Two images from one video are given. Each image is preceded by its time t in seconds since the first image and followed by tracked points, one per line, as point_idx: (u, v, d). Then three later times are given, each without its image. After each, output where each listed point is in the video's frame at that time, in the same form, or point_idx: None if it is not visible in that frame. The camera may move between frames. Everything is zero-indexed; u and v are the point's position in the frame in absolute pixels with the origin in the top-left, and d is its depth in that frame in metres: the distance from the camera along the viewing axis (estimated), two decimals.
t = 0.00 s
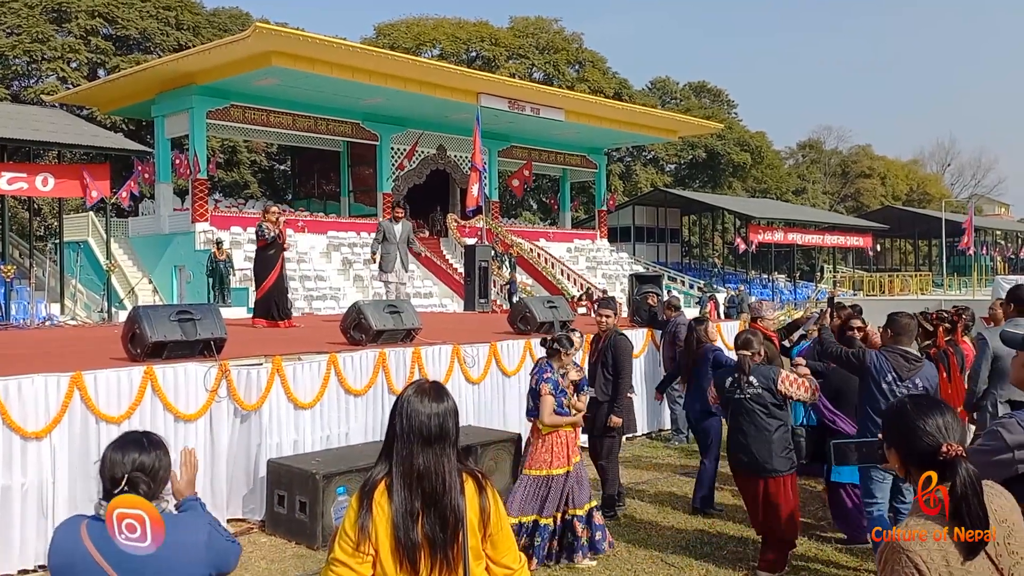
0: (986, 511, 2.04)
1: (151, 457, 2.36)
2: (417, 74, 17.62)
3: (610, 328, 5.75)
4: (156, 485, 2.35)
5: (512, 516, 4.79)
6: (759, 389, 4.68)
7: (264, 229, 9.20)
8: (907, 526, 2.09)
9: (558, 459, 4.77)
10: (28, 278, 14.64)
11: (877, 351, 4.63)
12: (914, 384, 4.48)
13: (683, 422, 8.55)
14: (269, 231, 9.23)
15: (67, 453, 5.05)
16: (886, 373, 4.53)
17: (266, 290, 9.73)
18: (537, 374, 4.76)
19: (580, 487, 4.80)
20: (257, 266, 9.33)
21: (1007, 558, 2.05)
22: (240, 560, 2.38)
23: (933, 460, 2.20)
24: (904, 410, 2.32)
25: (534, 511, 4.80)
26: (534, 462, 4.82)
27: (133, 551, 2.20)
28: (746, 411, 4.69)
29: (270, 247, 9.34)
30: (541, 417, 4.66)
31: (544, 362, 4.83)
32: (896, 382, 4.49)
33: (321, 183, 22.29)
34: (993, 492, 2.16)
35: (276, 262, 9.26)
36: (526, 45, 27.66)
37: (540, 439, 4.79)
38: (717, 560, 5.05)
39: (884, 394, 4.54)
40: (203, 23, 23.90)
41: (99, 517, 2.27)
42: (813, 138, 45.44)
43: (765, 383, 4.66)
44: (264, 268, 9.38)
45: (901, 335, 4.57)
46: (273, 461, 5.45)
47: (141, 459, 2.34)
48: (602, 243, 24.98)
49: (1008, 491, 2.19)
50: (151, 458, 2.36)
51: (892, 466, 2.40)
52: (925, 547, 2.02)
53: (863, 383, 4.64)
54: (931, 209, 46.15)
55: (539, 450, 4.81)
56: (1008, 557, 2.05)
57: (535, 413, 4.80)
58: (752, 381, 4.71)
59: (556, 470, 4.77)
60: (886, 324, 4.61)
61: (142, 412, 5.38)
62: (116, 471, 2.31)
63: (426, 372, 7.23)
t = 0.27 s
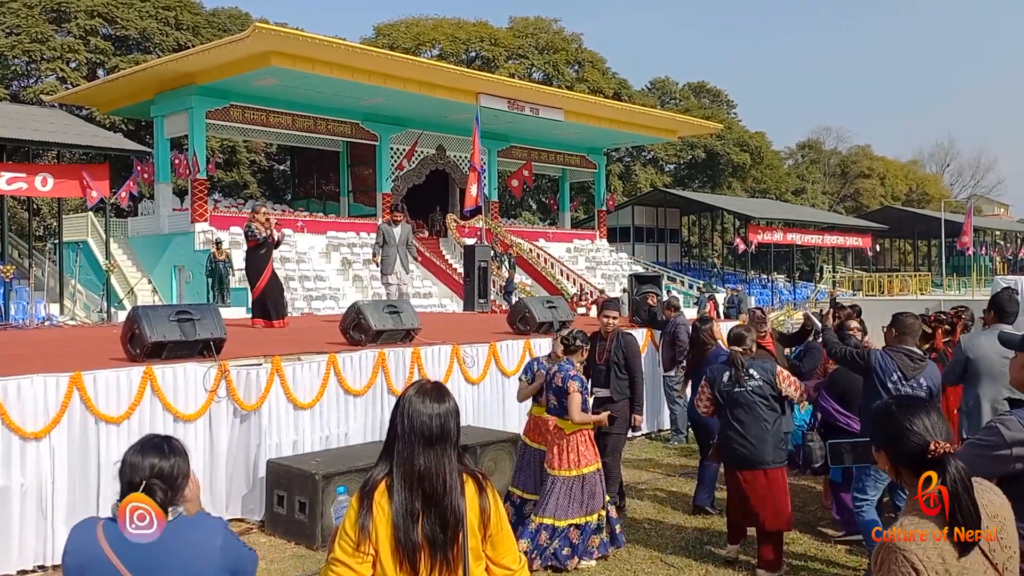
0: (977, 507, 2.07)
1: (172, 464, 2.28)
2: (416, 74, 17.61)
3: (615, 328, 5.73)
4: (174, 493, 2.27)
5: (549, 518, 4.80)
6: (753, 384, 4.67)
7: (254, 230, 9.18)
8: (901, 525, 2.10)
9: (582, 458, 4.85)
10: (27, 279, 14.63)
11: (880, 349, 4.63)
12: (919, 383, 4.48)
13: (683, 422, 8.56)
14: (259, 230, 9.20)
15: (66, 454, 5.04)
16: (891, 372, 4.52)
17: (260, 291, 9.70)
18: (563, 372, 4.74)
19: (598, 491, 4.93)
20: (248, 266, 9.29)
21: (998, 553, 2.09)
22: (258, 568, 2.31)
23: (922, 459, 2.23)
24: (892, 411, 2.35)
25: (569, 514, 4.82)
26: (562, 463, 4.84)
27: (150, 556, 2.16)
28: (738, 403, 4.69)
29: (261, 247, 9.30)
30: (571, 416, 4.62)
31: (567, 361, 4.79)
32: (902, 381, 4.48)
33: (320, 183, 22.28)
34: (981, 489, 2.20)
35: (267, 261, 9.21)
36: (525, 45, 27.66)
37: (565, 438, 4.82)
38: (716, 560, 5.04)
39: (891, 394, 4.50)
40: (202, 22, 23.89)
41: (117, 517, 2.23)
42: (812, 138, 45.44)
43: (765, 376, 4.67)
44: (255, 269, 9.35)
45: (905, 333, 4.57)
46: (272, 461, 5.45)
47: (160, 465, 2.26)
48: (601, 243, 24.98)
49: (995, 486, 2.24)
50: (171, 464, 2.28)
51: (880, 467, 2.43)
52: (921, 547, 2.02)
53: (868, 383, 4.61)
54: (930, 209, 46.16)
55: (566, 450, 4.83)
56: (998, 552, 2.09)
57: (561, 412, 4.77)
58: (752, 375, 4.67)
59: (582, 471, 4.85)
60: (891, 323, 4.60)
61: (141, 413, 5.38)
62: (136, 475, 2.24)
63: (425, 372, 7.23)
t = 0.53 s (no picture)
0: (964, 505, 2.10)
1: (186, 462, 2.35)
2: (415, 75, 17.62)
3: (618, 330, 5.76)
4: (189, 492, 2.34)
5: (599, 519, 4.74)
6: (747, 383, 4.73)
7: (249, 229, 9.19)
8: (892, 522, 2.13)
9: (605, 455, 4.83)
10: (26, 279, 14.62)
11: (881, 348, 4.62)
12: (919, 383, 4.49)
13: (681, 422, 8.57)
14: (254, 229, 9.20)
15: (65, 454, 5.04)
16: (892, 371, 4.51)
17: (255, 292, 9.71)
18: (586, 372, 4.68)
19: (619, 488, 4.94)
20: (243, 266, 9.29)
21: (985, 550, 2.12)
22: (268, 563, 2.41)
23: (910, 459, 2.27)
24: (880, 413, 2.39)
25: (611, 512, 4.80)
26: (594, 463, 4.77)
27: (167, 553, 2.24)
28: (737, 401, 4.70)
29: (256, 246, 9.33)
30: (600, 417, 4.62)
31: (582, 363, 4.76)
32: (902, 380, 4.48)
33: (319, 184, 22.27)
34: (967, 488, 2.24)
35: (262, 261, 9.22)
36: (524, 45, 27.67)
37: (590, 437, 4.77)
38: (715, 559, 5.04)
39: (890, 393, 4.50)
40: (200, 23, 23.89)
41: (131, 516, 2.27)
42: (810, 138, 45.48)
43: (759, 377, 4.77)
44: (250, 269, 9.36)
45: (906, 332, 4.59)
46: (271, 461, 5.44)
47: (176, 464, 2.33)
48: (600, 243, 24.99)
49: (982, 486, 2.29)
50: (186, 463, 2.36)
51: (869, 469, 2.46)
52: (913, 545, 2.03)
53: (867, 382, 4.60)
54: (928, 209, 46.21)
55: (592, 450, 4.77)
56: (986, 550, 2.12)
57: (585, 412, 4.71)
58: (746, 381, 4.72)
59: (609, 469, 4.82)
60: (890, 323, 4.62)
61: (139, 412, 5.38)
62: (152, 475, 2.31)
63: (424, 372, 7.23)
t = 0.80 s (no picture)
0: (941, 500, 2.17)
1: (198, 464, 2.31)
2: (414, 75, 17.62)
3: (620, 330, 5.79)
4: (201, 493, 2.30)
5: (622, 516, 4.75)
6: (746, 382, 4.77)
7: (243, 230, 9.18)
8: (872, 515, 2.21)
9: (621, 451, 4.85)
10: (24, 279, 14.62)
11: (881, 348, 4.60)
12: (919, 382, 4.54)
13: (680, 422, 8.58)
14: (249, 230, 9.19)
15: (64, 454, 5.03)
16: (893, 370, 4.51)
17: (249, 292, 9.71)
18: (609, 371, 4.67)
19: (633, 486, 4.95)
20: (237, 265, 9.29)
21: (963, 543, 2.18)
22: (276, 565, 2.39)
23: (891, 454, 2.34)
24: (863, 409, 2.47)
25: (629, 508, 4.80)
26: (615, 461, 4.77)
27: (177, 555, 2.21)
28: (746, 399, 4.73)
29: (251, 246, 9.32)
30: (624, 415, 4.68)
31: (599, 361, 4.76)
32: (903, 379, 4.51)
33: (318, 184, 22.27)
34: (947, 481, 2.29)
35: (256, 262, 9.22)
36: (523, 45, 27.67)
37: (611, 436, 4.77)
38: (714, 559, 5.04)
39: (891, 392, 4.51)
40: (199, 23, 23.88)
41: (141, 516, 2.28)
42: (809, 138, 45.49)
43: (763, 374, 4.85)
44: (244, 270, 9.37)
45: (906, 332, 4.59)
46: (270, 461, 5.44)
47: (188, 466, 2.29)
48: (599, 243, 24.99)
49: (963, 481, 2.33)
50: (198, 465, 2.32)
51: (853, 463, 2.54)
52: (890, 538, 2.12)
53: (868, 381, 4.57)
54: (927, 209, 46.23)
55: (612, 449, 4.76)
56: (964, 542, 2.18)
57: (607, 412, 4.72)
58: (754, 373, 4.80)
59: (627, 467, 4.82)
60: (890, 322, 4.64)
61: (138, 413, 5.37)
62: (164, 476, 2.26)
63: (423, 373, 7.23)
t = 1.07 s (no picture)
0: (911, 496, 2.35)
1: (203, 462, 2.31)
2: (413, 75, 17.63)
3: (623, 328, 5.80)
4: (206, 491, 2.30)
5: (627, 518, 4.72)
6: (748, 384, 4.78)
7: (236, 230, 9.22)
8: (847, 508, 2.38)
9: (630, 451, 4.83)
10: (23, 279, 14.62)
11: (883, 350, 4.59)
12: (921, 383, 4.55)
13: (679, 422, 8.59)
14: (242, 230, 9.23)
15: (63, 455, 5.03)
16: (896, 372, 4.52)
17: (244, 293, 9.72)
18: (620, 371, 4.63)
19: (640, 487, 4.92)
20: (231, 266, 9.29)
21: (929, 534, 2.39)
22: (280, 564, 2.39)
23: (863, 446, 2.50)
24: (839, 403, 2.62)
25: (634, 509, 4.77)
26: (625, 462, 4.76)
27: (181, 554, 2.22)
28: (750, 398, 4.78)
29: (245, 246, 9.32)
30: (636, 415, 4.64)
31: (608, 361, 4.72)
32: (905, 381, 4.51)
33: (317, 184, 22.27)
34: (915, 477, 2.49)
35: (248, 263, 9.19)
36: (522, 45, 27.68)
37: (621, 437, 4.74)
38: (714, 560, 5.04)
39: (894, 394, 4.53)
40: (198, 23, 23.87)
41: (146, 515, 2.28)
42: (808, 138, 45.49)
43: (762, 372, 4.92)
44: (238, 270, 9.38)
45: (909, 334, 4.57)
46: (269, 462, 5.43)
47: (193, 463, 2.29)
48: (598, 243, 24.99)
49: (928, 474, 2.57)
50: (203, 462, 2.32)
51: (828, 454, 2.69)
52: (862, 529, 2.30)
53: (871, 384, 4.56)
54: (926, 209, 46.24)
55: (622, 449, 4.74)
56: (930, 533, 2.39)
57: (618, 412, 4.69)
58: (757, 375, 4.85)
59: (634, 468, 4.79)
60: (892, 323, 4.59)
61: (137, 414, 5.37)
62: (169, 472, 2.27)
63: (423, 373, 7.23)
